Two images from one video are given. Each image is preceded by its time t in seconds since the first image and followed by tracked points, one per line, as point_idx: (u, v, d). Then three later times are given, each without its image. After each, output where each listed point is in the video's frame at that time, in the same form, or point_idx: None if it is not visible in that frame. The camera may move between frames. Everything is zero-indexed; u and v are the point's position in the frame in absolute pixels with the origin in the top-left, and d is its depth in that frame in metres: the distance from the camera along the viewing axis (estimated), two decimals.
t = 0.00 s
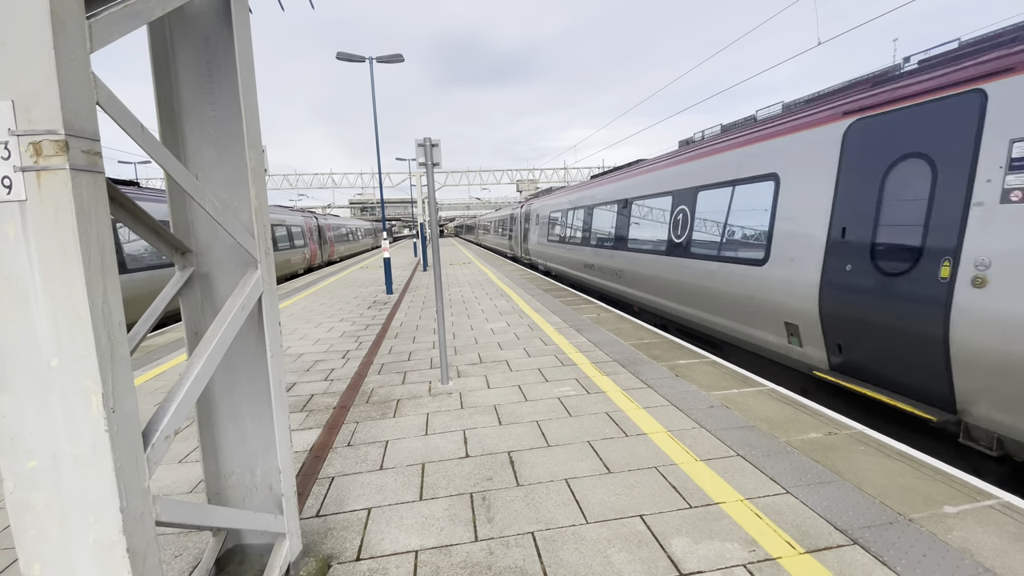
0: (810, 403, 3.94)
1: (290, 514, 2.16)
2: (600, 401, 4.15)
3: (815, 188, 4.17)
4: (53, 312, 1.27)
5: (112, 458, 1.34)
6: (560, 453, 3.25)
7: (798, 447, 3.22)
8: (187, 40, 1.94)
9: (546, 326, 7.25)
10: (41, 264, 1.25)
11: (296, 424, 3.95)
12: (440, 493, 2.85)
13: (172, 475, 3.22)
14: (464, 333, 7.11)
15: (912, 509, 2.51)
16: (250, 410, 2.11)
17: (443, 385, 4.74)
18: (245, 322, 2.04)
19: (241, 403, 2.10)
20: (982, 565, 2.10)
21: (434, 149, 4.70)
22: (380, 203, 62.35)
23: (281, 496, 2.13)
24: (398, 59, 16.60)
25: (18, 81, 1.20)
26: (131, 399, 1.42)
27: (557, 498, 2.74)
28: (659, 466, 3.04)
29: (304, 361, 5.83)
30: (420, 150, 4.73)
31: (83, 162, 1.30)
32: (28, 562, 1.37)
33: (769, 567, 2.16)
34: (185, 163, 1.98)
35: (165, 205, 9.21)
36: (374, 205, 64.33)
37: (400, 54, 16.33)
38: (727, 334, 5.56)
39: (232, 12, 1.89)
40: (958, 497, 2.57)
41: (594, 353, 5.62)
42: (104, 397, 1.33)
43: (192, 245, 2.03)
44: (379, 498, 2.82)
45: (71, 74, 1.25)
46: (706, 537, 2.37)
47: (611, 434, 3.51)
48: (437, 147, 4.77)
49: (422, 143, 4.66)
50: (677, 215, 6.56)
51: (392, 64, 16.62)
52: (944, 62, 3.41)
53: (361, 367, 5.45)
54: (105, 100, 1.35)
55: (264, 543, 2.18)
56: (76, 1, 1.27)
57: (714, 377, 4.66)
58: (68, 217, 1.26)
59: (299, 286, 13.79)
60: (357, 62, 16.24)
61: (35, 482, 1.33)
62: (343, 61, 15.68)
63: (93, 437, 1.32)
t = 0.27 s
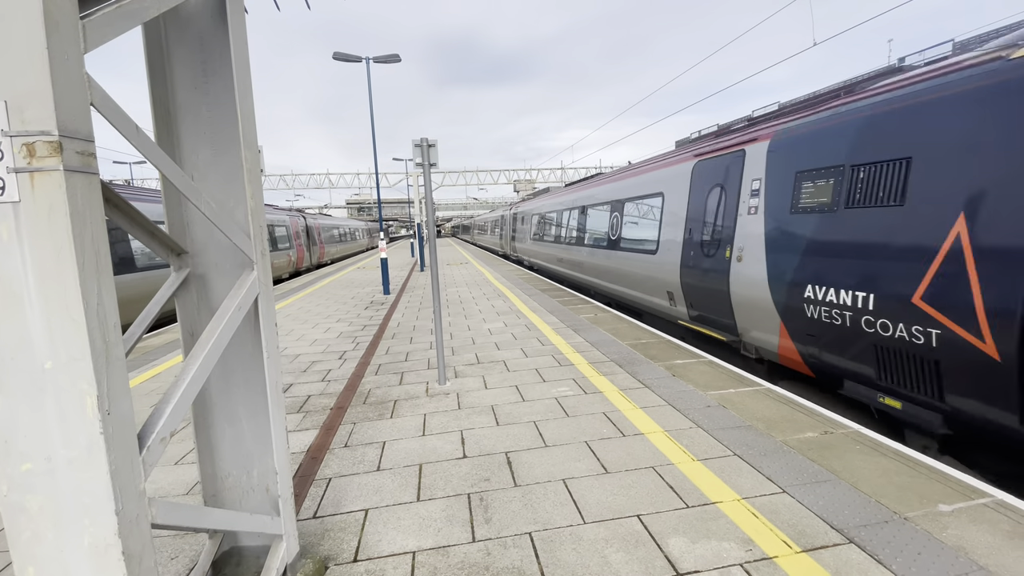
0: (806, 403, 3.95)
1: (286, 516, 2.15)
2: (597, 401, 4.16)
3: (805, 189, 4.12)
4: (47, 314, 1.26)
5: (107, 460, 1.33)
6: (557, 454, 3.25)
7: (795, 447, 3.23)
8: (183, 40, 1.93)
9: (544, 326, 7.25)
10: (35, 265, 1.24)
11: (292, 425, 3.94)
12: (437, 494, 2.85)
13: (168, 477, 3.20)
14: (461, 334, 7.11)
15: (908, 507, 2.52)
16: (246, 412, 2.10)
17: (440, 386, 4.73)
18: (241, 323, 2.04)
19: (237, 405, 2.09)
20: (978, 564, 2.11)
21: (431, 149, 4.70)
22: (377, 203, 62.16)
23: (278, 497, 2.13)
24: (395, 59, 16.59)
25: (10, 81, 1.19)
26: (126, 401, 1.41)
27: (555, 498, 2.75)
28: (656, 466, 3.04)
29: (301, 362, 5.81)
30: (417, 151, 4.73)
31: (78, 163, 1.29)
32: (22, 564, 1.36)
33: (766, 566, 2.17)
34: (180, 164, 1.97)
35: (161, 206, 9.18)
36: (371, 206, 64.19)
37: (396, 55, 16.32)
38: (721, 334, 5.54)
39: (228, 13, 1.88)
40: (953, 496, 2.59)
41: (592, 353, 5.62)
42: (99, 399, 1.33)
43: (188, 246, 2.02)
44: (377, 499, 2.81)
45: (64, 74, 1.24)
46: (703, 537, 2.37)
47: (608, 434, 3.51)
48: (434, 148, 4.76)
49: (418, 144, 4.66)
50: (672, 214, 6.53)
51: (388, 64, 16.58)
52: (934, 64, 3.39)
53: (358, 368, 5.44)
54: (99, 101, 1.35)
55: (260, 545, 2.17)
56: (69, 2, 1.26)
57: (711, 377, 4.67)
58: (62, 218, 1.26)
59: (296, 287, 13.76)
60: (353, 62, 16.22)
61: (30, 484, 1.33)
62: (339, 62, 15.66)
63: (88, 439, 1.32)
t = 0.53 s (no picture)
0: (802, 402, 3.97)
1: (282, 516, 2.15)
2: (594, 401, 4.16)
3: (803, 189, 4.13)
4: (41, 314, 1.25)
5: (101, 461, 1.33)
6: (554, 453, 3.26)
7: (791, 446, 3.24)
8: (177, 39, 1.93)
9: (541, 326, 7.26)
10: (28, 265, 1.24)
11: (289, 426, 3.93)
12: (434, 494, 2.85)
13: (164, 477, 3.19)
14: (458, 334, 7.10)
15: (903, 506, 2.53)
16: (242, 412, 2.10)
17: (437, 386, 4.73)
18: (236, 323, 2.03)
19: (233, 405, 2.09)
20: (973, 562, 2.12)
21: (428, 149, 4.69)
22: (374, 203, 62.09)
23: (274, 498, 2.12)
24: (392, 59, 16.56)
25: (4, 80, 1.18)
26: (121, 401, 1.40)
27: (552, 498, 2.75)
28: (653, 465, 3.04)
29: (298, 362, 5.80)
30: (413, 150, 4.72)
31: (71, 163, 1.28)
32: (17, 566, 1.36)
33: (762, 565, 2.17)
34: (175, 163, 1.97)
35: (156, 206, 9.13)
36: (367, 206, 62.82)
37: (393, 55, 16.29)
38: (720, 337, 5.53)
39: (223, 13, 1.88)
40: (949, 495, 2.60)
41: (589, 353, 5.63)
42: (93, 399, 1.32)
43: (183, 246, 2.02)
44: (373, 500, 2.81)
45: (59, 74, 1.24)
46: (700, 536, 2.38)
47: (605, 434, 3.51)
48: (430, 148, 4.76)
49: (415, 144, 4.66)
50: (668, 214, 6.50)
51: (385, 64, 16.53)
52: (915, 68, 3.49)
53: (355, 369, 5.43)
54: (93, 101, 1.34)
55: (256, 546, 2.17)
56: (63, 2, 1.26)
57: (707, 376, 4.68)
58: (56, 218, 1.25)
59: (293, 287, 13.73)
60: (350, 62, 16.19)
61: (24, 485, 1.32)
62: (336, 62, 15.63)
63: (82, 440, 1.31)
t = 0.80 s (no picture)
0: (800, 400, 3.97)
1: (279, 516, 2.14)
2: (592, 400, 4.16)
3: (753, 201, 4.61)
4: (35, 313, 1.25)
5: (97, 460, 1.32)
6: (552, 453, 3.25)
7: (789, 444, 3.25)
8: (173, 37, 1.92)
9: (539, 326, 7.26)
10: (23, 264, 1.23)
11: (286, 426, 3.91)
12: (432, 493, 2.84)
13: (160, 478, 3.18)
14: (456, 333, 7.09)
15: (901, 504, 2.54)
16: (238, 412, 2.09)
17: (435, 386, 4.72)
18: (232, 322, 2.02)
19: (230, 405, 2.08)
20: (972, 561, 2.12)
21: (425, 148, 4.68)
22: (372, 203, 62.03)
23: (271, 498, 2.11)
24: (389, 59, 16.54)
25: None
26: (117, 400, 1.40)
27: (550, 497, 2.74)
28: (651, 464, 3.04)
29: (295, 362, 5.78)
30: (411, 150, 4.71)
31: (66, 161, 1.28)
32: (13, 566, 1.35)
33: (760, 564, 2.17)
34: (171, 162, 1.96)
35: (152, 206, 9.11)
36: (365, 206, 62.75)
37: (390, 55, 16.27)
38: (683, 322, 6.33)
39: (218, 10, 1.87)
40: (947, 493, 2.60)
41: (587, 353, 5.63)
42: (89, 399, 1.31)
43: (179, 245, 2.01)
44: (371, 500, 2.80)
45: (54, 71, 1.23)
46: (698, 534, 2.38)
47: (603, 433, 3.51)
48: (428, 147, 4.75)
49: (413, 143, 4.64)
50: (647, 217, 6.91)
51: (382, 64, 16.50)
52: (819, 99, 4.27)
53: (352, 369, 5.42)
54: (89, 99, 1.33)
55: (254, 546, 2.16)
56: None
57: (705, 375, 4.68)
58: (51, 216, 1.25)
59: (291, 287, 13.70)
60: (347, 62, 16.17)
61: (20, 485, 1.31)
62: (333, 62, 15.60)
63: (78, 440, 1.30)
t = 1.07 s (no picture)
0: (802, 400, 3.96)
1: (280, 517, 2.14)
2: (593, 400, 4.15)
3: (692, 209, 5.53)
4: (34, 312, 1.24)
5: (97, 460, 1.31)
6: (553, 452, 3.24)
7: (791, 444, 3.24)
8: (173, 35, 1.91)
9: (540, 326, 7.25)
10: (21, 263, 1.22)
11: (287, 426, 3.91)
12: (433, 493, 2.83)
13: (161, 478, 3.17)
14: (457, 333, 7.09)
15: (903, 503, 2.53)
16: (239, 412, 2.08)
17: (435, 386, 4.71)
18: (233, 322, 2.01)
19: (231, 404, 2.07)
20: (975, 559, 2.12)
21: (425, 147, 4.67)
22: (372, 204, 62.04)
23: (272, 498, 2.10)
24: (389, 59, 16.54)
25: None
26: (117, 400, 1.39)
27: (551, 497, 2.73)
28: (652, 463, 3.04)
29: (296, 363, 5.78)
30: (411, 149, 4.70)
31: (65, 159, 1.27)
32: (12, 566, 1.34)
33: (763, 563, 2.17)
34: (171, 161, 1.96)
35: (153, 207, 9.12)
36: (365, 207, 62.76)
37: (390, 55, 16.28)
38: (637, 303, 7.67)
39: (218, 10, 1.87)
40: (949, 492, 2.59)
41: (588, 352, 5.62)
42: (89, 398, 1.31)
43: (180, 244, 2.01)
44: (372, 499, 2.79)
45: (54, 69, 1.22)
46: (700, 534, 2.37)
47: (605, 433, 3.50)
48: (428, 146, 4.74)
49: (413, 142, 4.64)
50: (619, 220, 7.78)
51: (382, 64, 16.52)
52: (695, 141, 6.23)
53: (353, 369, 5.41)
54: (88, 96, 1.33)
55: (255, 546, 2.15)
56: None
57: (706, 375, 4.68)
58: (50, 215, 1.24)
59: (291, 287, 13.71)
60: (348, 62, 16.17)
61: (20, 484, 1.30)
62: (333, 62, 15.59)
63: (77, 439, 1.30)
